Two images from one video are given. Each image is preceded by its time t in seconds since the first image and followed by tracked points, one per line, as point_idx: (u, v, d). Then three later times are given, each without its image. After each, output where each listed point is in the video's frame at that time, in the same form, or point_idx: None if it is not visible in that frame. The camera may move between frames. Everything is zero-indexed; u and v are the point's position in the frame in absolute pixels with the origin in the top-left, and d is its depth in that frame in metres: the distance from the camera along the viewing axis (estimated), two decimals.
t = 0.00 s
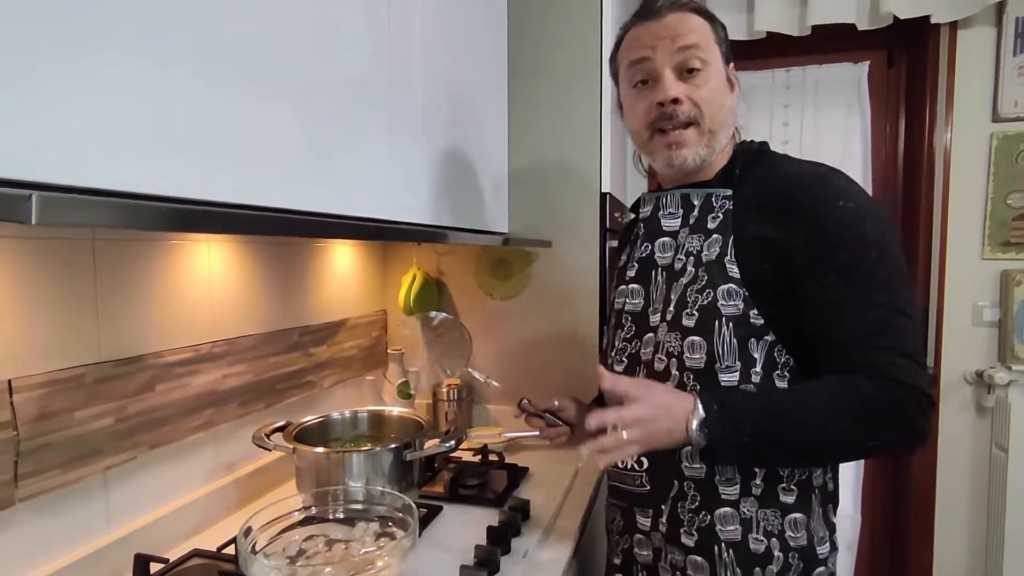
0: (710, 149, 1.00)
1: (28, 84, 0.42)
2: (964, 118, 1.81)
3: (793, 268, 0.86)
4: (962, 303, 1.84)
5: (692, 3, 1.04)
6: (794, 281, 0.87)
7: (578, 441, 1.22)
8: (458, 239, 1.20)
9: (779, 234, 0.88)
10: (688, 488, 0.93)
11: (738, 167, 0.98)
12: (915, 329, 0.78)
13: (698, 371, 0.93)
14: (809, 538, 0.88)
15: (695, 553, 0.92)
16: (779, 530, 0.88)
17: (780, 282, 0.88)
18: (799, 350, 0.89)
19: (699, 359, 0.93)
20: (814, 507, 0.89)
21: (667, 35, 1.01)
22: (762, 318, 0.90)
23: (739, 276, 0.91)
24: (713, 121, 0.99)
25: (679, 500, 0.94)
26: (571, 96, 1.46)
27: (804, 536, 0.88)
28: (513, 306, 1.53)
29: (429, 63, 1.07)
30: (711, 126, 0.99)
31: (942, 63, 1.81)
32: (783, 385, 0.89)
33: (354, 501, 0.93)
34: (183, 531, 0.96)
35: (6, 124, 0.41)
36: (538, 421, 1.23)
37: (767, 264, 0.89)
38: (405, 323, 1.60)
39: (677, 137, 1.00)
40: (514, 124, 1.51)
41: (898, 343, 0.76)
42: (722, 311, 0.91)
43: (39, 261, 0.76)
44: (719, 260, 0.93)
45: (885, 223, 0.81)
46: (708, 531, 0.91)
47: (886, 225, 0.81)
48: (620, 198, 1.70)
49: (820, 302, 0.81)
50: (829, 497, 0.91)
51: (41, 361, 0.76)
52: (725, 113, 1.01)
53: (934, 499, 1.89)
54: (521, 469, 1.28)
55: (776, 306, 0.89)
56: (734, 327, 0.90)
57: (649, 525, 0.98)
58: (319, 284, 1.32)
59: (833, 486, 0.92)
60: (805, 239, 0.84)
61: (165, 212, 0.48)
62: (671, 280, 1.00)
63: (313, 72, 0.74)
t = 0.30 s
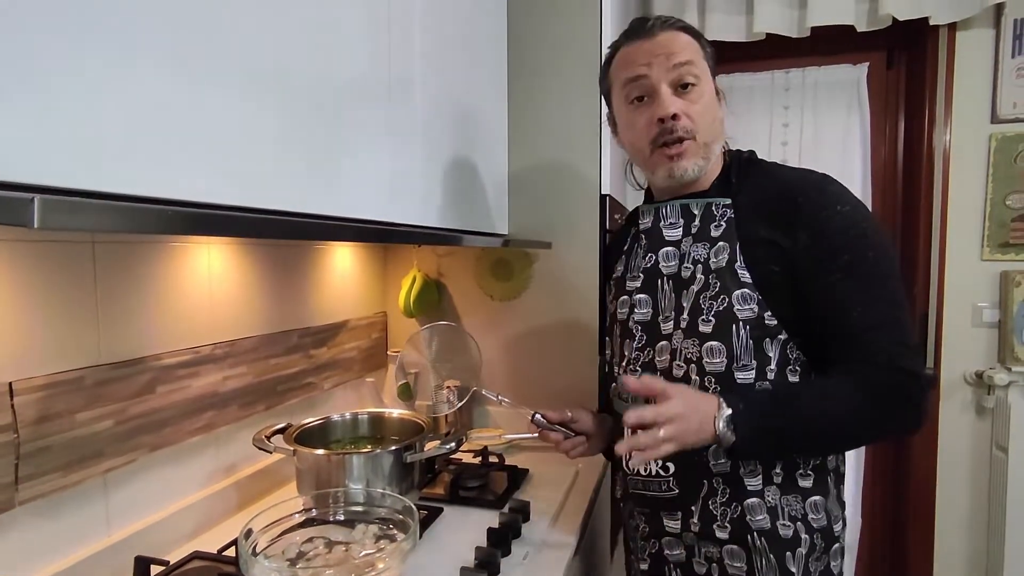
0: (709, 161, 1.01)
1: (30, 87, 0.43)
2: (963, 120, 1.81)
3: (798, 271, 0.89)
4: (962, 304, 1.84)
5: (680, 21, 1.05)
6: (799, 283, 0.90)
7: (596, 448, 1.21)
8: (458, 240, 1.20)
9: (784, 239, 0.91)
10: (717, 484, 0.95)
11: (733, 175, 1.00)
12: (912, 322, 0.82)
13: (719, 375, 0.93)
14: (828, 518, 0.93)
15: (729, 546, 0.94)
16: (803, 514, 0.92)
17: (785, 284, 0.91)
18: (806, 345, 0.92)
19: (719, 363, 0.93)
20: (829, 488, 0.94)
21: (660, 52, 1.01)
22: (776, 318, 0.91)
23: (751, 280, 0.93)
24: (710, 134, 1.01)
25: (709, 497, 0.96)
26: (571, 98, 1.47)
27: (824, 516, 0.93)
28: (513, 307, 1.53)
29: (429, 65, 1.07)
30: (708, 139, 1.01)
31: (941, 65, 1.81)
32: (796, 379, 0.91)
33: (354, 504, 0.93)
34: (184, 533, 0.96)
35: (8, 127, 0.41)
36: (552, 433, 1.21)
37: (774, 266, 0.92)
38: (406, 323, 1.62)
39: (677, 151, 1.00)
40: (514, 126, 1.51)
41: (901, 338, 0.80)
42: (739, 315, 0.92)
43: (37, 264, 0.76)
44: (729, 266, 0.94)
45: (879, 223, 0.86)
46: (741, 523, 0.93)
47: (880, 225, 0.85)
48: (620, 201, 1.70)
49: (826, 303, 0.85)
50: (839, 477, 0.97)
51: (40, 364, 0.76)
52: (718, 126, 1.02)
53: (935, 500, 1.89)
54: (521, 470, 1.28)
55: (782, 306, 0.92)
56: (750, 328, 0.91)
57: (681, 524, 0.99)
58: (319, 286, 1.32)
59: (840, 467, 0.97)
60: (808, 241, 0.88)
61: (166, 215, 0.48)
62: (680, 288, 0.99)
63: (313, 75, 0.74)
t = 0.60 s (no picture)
0: (714, 166, 1.01)
1: (28, 87, 0.43)
2: (963, 121, 1.81)
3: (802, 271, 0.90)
4: (962, 306, 1.84)
5: (685, 28, 1.05)
6: (804, 284, 0.90)
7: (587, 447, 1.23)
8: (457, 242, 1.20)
9: (788, 239, 0.91)
10: (727, 485, 0.95)
11: (739, 178, 1.00)
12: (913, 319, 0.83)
13: (728, 373, 0.92)
14: (836, 515, 0.94)
15: (740, 546, 0.94)
16: (812, 511, 0.93)
17: (790, 284, 0.92)
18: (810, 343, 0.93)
19: (727, 361, 0.92)
20: (837, 485, 0.95)
21: (667, 60, 1.01)
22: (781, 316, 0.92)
23: (756, 280, 0.93)
24: (715, 140, 1.01)
25: (718, 497, 0.95)
26: (571, 100, 1.47)
27: (832, 513, 0.94)
28: (512, 309, 1.53)
29: (428, 67, 1.07)
30: (713, 145, 1.01)
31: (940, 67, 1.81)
32: (801, 377, 0.92)
33: (354, 506, 0.92)
34: (183, 536, 0.96)
35: (7, 127, 0.41)
36: (545, 432, 1.21)
37: (780, 267, 0.92)
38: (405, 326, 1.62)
39: (682, 157, 1.00)
40: (514, 128, 1.51)
41: (902, 335, 0.81)
42: (746, 313, 0.92)
43: (36, 265, 0.75)
44: (734, 266, 0.94)
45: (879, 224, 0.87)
46: (752, 523, 0.93)
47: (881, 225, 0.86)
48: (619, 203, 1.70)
49: (831, 302, 0.85)
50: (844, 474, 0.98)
51: (38, 365, 0.75)
52: (725, 133, 1.03)
53: (935, 502, 1.89)
54: (521, 472, 1.28)
55: (786, 306, 0.92)
56: (756, 327, 0.91)
57: (689, 525, 0.99)
58: (319, 289, 1.32)
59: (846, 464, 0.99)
60: (813, 241, 0.88)
61: (163, 216, 0.48)
62: (686, 288, 0.98)
63: (312, 76, 0.74)
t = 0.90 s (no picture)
0: (714, 166, 1.01)
1: (27, 85, 0.42)
2: (963, 121, 1.81)
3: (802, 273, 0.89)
4: (963, 305, 1.83)
5: (684, 30, 1.04)
6: (803, 285, 0.90)
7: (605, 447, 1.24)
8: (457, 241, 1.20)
9: (786, 241, 0.91)
10: (718, 481, 0.95)
11: (740, 180, 0.99)
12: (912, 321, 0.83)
13: (721, 374, 0.93)
14: (831, 516, 0.93)
15: (731, 541, 0.94)
16: (805, 512, 0.91)
17: (788, 285, 0.91)
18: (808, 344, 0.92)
19: (721, 362, 0.93)
20: (832, 485, 0.93)
21: (664, 61, 1.01)
22: (777, 319, 0.91)
23: (752, 281, 0.93)
24: (714, 139, 1.00)
25: (709, 493, 0.96)
26: (571, 100, 1.46)
27: (827, 514, 0.92)
28: (513, 309, 1.53)
29: (428, 67, 1.07)
30: (712, 144, 1.00)
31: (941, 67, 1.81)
32: (799, 379, 0.91)
33: (354, 506, 0.92)
34: (183, 536, 0.96)
35: (8, 127, 0.41)
36: (562, 436, 1.20)
37: (779, 269, 0.91)
38: (405, 326, 1.61)
39: (681, 158, 1.00)
40: (514, 128, 1.51)
41: (900, 337, 0.81)
42: (741, 315, 0.92)
43: (35, 265, 0.75)
44: (731, 267, 0.94)
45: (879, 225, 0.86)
46: (742, 519, 0.93)
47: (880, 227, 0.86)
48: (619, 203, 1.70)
49: (829, 304, 0.85)
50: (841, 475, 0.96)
51: (38, 365, 0.75)
52: (724, 132, 1.02)
53: (935, 502, 1.89)
54: (521, 473, 1.28)
55: (784, 308, 0.92)
56: (751, 328, 0.91)
57: (682, 520, 0.99)
58: (319, 289, 1.32)
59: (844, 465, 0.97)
60: (812, 243, 0.87)
61: (163, 215, 0.48)
62: (685, 289, 0.99)
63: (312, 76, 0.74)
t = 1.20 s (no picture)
0: (714, 164, 1.01)
1: (27, 85, 0.42)
2: (963, 121, 1.81)
3: (783, 275, 0.89)
4: (963, 306, 1.83)
5: (685, 30, 1.04)
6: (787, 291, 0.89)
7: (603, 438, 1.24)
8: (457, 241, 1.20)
9: (774, 244, 0.90)
10: (701, 481, 0.95)
11: (739, 182, 0.99)
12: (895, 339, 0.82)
13: (705, 373, 0.93)
14: (815, 521, 0.92)
15: (713, 542, 0.94)
16: (788, 516, 0.91)
17: (774, 289, 0.90)
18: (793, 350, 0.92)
19: (706, 361, 0.93)
20: (818, 491, 0.93)
21: (663, 62, 1.01)
22: (762, 320, 0.91)
23: (739, 283, 0.93)
24: (714, 139, 1.00)
25: (692, 493, 0.96)
26: (572, 101, 1.46)
27: (811, 519, 0.92)
28: (512, 309, 1.53)
29: (429, 67, 1.07)
30: (712, 143, 1.00)
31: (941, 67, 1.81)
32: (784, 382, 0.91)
33: (354, 506, 0.92)
34: (183, 537, 0.96)
35: (8, 125, 0.41)
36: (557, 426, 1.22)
37: (763, 272, 0.91)
38: (405, 326, 1.61)
39: (680, 158, 1.00)
40: (514, 128, 1.51)
41: (875, 354, 0.80)
42: (727, 315, 0.92)
43: (35, 264, 0.75)
44: (720, 269, 0.94)
45: (873, 237, 0.84)
46: (724, 520, 0.93)
47: (873, 239, 0.84)
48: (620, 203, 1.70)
49: (810, 312, 0.85)
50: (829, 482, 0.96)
51: (38, 365, 0.75)
52: (725, 130, 1.02)
53: (935, 502, 1.88)
54: (522, 473, 1.28)
55: (769, 310, 0.91)
56: (737, 329, 0.92)
57: (667, 518, 1.00)
58: (319, 289, 1.32)
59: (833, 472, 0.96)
60: (797, 249, 0.87)
61: (163, 214, 0.48)
62: (678, 288, 1.00)
63: (312, 76, 0.74)
